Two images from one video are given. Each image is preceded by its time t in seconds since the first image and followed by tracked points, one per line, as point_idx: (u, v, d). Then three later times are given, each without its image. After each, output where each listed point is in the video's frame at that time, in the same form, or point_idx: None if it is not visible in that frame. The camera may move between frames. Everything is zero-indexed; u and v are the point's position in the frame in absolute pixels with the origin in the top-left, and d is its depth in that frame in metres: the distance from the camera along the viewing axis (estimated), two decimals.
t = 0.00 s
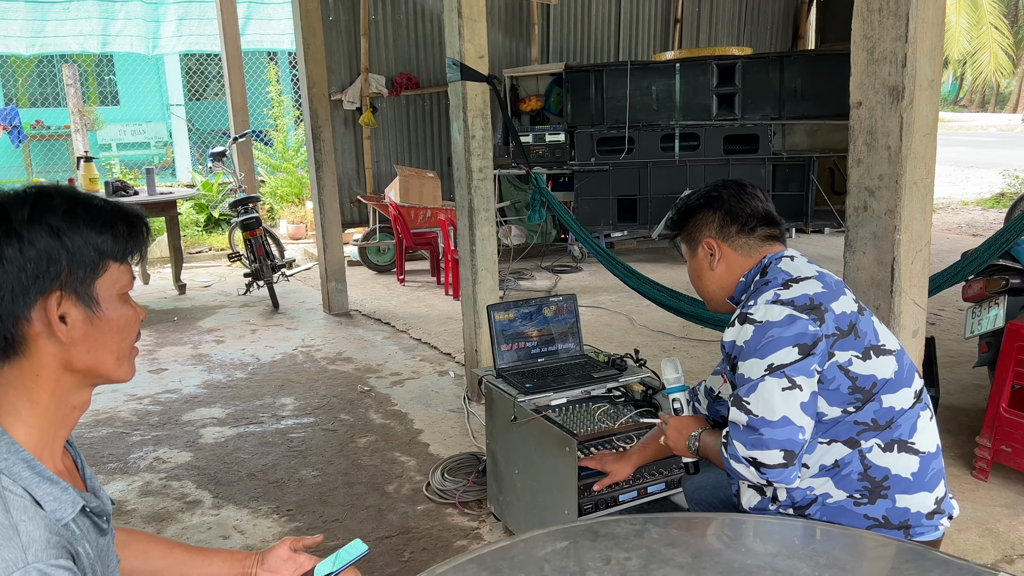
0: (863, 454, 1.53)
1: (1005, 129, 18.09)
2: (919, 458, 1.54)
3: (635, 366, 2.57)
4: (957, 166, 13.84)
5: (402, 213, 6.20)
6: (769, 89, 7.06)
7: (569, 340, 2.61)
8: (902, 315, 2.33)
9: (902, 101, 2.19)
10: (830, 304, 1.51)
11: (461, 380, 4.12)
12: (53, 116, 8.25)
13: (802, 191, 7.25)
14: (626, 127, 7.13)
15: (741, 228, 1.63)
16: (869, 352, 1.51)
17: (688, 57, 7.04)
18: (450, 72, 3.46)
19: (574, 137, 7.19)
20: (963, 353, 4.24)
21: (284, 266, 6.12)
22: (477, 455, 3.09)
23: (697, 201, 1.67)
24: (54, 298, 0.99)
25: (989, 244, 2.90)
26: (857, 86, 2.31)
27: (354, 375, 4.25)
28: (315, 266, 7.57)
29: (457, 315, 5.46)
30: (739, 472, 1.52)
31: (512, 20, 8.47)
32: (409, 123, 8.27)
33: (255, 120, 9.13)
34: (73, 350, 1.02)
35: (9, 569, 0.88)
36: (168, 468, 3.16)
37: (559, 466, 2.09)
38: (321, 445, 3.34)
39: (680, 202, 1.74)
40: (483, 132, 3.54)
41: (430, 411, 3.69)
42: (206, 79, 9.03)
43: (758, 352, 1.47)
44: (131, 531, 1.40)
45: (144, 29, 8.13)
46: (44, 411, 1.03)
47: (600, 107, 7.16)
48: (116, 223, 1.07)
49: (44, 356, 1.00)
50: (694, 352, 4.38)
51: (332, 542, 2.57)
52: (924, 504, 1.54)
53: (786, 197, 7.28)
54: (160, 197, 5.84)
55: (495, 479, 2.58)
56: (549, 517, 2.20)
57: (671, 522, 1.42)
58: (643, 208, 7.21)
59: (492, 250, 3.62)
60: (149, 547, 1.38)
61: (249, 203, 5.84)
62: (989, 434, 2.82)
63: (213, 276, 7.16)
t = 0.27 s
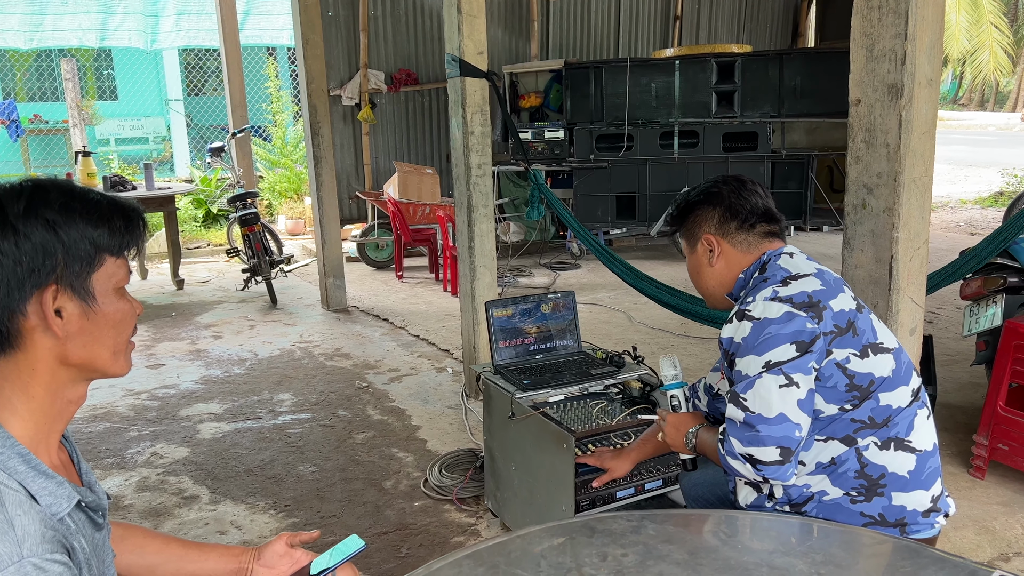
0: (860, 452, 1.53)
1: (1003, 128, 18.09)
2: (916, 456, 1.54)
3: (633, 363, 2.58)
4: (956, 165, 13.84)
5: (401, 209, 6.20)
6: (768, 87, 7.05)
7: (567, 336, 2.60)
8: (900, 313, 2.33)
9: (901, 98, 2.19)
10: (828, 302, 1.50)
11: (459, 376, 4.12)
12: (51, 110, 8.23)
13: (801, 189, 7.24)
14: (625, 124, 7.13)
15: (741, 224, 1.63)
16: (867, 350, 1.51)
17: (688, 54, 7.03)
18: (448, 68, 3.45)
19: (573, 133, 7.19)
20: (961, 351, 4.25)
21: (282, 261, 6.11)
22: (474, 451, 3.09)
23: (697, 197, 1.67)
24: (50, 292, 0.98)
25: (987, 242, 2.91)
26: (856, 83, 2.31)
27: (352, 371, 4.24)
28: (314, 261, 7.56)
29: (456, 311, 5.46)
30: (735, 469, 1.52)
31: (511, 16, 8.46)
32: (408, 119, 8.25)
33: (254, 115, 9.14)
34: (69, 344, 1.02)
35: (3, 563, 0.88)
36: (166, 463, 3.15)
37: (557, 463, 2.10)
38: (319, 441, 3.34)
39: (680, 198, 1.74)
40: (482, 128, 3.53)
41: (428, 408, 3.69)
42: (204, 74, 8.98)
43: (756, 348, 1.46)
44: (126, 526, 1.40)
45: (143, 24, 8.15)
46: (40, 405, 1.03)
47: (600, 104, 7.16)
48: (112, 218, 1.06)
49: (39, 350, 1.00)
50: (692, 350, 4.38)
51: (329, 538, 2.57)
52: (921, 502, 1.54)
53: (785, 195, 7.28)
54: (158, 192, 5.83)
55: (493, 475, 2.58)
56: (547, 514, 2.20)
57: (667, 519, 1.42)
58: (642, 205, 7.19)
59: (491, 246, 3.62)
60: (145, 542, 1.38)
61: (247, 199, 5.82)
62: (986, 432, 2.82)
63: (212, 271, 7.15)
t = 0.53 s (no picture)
0: (860, 454, 1.53)
1: (1002, 126, 18.12)
2: (916, 460, 1.54)
3: (631, 360, 2.57)
4: (954, 163, 13.85)
5: (399, 206, 6.19)
6: (767, 85, 7.04)
7: (565, 334, 2.60)
8: (898, 311, 2.34)
9: (900, 97, 2.18)
10: (836, 304, 1.49)
11: (457, 373, 4.12)
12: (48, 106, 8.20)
13: (800, 188, 7.24)
14: (624, 121, 7.12)
15: (752, 217, 1.62)
16: (873, 355, 1.50)
17: (687, 52, 7.02)
18: (447, 65, 3.44)
19: (571, 131, 7.19)
20: (958, 350, 4.25)
21: (280, 258, 6.10)
22: (472, 449, 3.09)
23: (709, 186, 1.67)
24: (46, 289, 0.98)
25: (985, 241, 2.91)
26: (855, 81, 2.31)
27: (350, 368, 4.24)
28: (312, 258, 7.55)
29: (454, 308, 5.46)
30: (736, 468, 1.52)
31: (510, 13, 8.45)
32: (407, 116, 8.24)
33: (252, 112, 9.12)
34: (66, 341, 1.01)
35: None
36: (163, 460, 3.15)
37: (555, 460, 2.08)
38: (316, 438, 3.34)
39: (693, 185, 1.73)
40: (480, 126, 3.53)
41: (425, 405, 3.69)
42: (202, 71, 8.97)
43: (761, 349, 1.46)
44: (123, 523, 1.40)
45: (141, 20, 8.08)
46: (36, 403, 1.03)
47: (598, 102, 7.17)
48: (110, 215, 1.06)
49: (36, 348, 1.00)
50: (690, 348, 4.38)
51: (326, 535, 2.57)
52: (918, 506, 1.54)
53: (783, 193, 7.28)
54: (156, 188, 5.81)
55: (491, 472, 2.58)
56: (545, 512, 2.20)
57: (665, 518, 1.42)
58: (640, 203, 7.20)
59: (489, 243, 3.61)
60: (142, 540, 1.37)
61: (245, 195, 5.81)
62: (983, 430, 2.83)
63: (209, 268, 7.14)
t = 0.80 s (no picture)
0: (868, 464, 1.52)
1: (998, 125, 18.15)
2: (925, 474, 1.53)
3: (628, 360, 2.57)
4: (950, 162, 13.87)
5: (395, 205, 6.17)
6: (764, 84, 7.05)
7: (561, 333, 2.59)
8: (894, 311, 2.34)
9: (896, 97, 2.18)
10: (862, 316, 1.46)
11: (453, 372, 4.11)
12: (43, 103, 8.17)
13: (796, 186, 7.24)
14: (620, 120, 7.11)
15: (785, 209, 1.58)
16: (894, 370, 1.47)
17: (684, 51, 7.02)
18: (444, 63, 3.43)
19: (568, 130, 7.19)
20: (954, 349, 4.26)
21: (276, 256, 6.09)
22: (468, 448, 3.08)
23: (743, 173, 1.62)
24: (37, 288, 0.97)
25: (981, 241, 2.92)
26: (852, 80, 2.30)
27: (346, 367, 4.23)
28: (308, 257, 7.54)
29: (450, 307, 5.45)
30: (749, 475, 1.51)
31: (507, 11, 8.44)
32: (403, 115, 8.23)
33: (248, 109, 9.10)
34: (57, 341, 1.01)
35: None
36: (158, 459, 3.14)
37: (551, 459, 2.08)
38: (312, 437, 3.33)
39: (726, 168, 1.68)
40: (476, 125, 3.52)
41: (422, 404, 3.68)
42: (198, 68, 8.95)
43: (782, 358, 1.44)
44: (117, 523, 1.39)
45: (137, 18, 8.06)
46: (28, 404, 1.02)
47: (595, 101, 7.14)
48: (102, 214, 1.05)
49: (27, 348, 0.99)
50: (687, 347, 4.38)
51: (322, 535, 2.56)
52: (920, 518, 1.54)
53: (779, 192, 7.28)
54: (151, 186, 5.79)
55: (487, 472, 2.58)
56: (540, 512, 2.20)
57: (661, 518, 1.42)
58: (637, 202, 7.21)
59: (485, 242, 3.61)
60: (135, 540, 1.37)
61: (241, 193, 5.79)
62: (978, 430, 2.84)
63: (205, 266, 7.12)
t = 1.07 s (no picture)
0: (876, 475, 1.48)
1: (991, 125, 18.24)
2: (932, 490, 1.48)
3: (622, 360, 2.57)
4: (945, 162, 13.92)
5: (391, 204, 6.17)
6: (759, 83, 7.07)
7: (556, 333, 2.59)
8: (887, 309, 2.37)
9: (890, 97, 2.21)
10: (893, 334, 1.39)
11: (448, 372, 4.11)
12: (38, 103, 8.16)
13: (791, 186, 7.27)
14: (616, 119, 7.11)
15: (824, 207, 1.50)
16: (918, 390, 1.42)
17: (679, 51, 7.03)
18: (439, 63, 3.43)
19: (564, 129, 7.18)
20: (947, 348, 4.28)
21: (271, 256, 6.08)
22: (463, 447, 3.08)
23: (786, 163, 1.53)
24: (28, 289, 0.97)
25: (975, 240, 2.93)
26: (846, 81, 2.33)
27: (341, 367, 4.23)
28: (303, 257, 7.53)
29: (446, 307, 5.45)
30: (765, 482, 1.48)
31: (502, 11, 8.44)
32: (399, 114, 8.23)
33: (244, 109, 9.08)
34: (49, 342, 1.01)
35: None
36: (153, 459, 3.13)
37: (546, 459, 2.08)
38: (307, 437, 3.33)
39: (766, 154, 1.59)
40: (472, 124, 3.52)
41: (417, 404, 3.68)
42: (193, 67, 8.91)
43: (809, 370, 1.40)
44: (111, 524, 1.39)
45: (132, 16, 8.07)
46: (20, 404, 1.02)
47: (591, 100, 7.15)
48: (94, 214, 1.05)
49: (18, 349, 0.99)
50: (682, 346, 4.39)
51: (316, 534, 2.56)
52: (921, 527, 1.49)
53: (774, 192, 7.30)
54: (145, 185, 5.78)
55: (481, 472, 2.58)
56: (534, 511, 2.20)
57: (654, 517, 1.42)
58: (632, 201, 7.21)
59: (481, 241, 3.61)
60: (129, 540, 1.36)
61: (236, 192, 5.79)
62: (972, 429, 2.85)
63: (200, 266, 7.11)
